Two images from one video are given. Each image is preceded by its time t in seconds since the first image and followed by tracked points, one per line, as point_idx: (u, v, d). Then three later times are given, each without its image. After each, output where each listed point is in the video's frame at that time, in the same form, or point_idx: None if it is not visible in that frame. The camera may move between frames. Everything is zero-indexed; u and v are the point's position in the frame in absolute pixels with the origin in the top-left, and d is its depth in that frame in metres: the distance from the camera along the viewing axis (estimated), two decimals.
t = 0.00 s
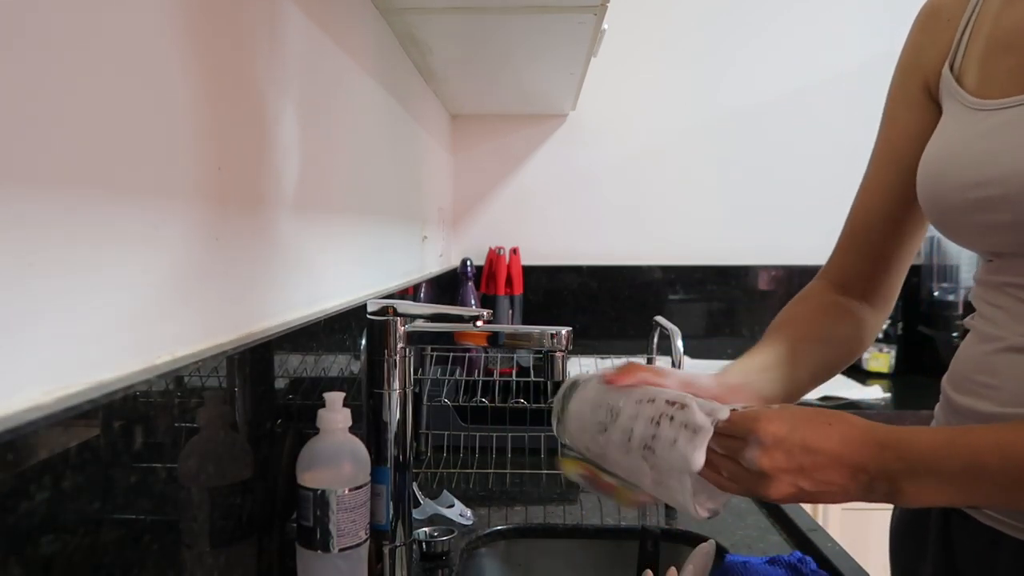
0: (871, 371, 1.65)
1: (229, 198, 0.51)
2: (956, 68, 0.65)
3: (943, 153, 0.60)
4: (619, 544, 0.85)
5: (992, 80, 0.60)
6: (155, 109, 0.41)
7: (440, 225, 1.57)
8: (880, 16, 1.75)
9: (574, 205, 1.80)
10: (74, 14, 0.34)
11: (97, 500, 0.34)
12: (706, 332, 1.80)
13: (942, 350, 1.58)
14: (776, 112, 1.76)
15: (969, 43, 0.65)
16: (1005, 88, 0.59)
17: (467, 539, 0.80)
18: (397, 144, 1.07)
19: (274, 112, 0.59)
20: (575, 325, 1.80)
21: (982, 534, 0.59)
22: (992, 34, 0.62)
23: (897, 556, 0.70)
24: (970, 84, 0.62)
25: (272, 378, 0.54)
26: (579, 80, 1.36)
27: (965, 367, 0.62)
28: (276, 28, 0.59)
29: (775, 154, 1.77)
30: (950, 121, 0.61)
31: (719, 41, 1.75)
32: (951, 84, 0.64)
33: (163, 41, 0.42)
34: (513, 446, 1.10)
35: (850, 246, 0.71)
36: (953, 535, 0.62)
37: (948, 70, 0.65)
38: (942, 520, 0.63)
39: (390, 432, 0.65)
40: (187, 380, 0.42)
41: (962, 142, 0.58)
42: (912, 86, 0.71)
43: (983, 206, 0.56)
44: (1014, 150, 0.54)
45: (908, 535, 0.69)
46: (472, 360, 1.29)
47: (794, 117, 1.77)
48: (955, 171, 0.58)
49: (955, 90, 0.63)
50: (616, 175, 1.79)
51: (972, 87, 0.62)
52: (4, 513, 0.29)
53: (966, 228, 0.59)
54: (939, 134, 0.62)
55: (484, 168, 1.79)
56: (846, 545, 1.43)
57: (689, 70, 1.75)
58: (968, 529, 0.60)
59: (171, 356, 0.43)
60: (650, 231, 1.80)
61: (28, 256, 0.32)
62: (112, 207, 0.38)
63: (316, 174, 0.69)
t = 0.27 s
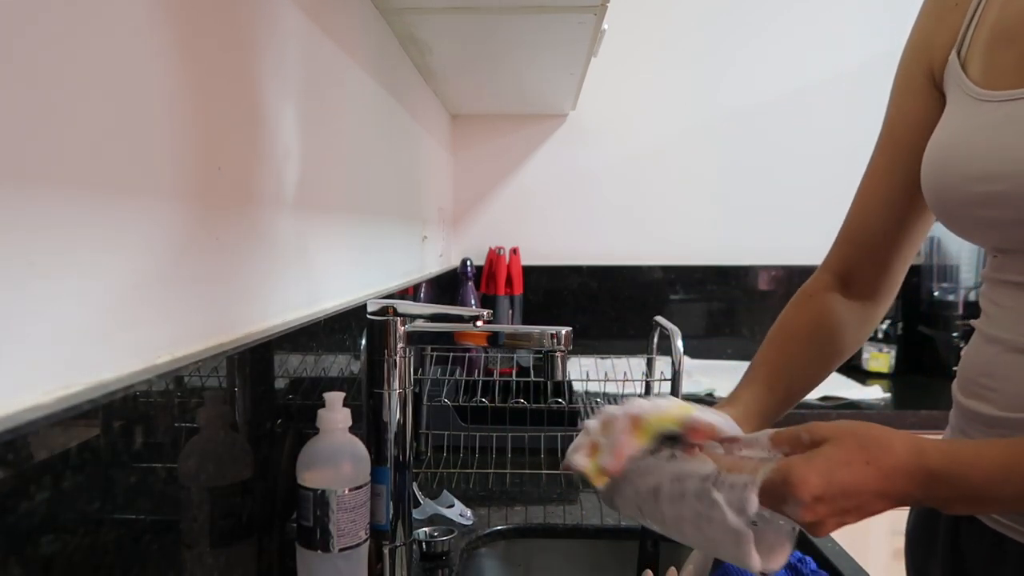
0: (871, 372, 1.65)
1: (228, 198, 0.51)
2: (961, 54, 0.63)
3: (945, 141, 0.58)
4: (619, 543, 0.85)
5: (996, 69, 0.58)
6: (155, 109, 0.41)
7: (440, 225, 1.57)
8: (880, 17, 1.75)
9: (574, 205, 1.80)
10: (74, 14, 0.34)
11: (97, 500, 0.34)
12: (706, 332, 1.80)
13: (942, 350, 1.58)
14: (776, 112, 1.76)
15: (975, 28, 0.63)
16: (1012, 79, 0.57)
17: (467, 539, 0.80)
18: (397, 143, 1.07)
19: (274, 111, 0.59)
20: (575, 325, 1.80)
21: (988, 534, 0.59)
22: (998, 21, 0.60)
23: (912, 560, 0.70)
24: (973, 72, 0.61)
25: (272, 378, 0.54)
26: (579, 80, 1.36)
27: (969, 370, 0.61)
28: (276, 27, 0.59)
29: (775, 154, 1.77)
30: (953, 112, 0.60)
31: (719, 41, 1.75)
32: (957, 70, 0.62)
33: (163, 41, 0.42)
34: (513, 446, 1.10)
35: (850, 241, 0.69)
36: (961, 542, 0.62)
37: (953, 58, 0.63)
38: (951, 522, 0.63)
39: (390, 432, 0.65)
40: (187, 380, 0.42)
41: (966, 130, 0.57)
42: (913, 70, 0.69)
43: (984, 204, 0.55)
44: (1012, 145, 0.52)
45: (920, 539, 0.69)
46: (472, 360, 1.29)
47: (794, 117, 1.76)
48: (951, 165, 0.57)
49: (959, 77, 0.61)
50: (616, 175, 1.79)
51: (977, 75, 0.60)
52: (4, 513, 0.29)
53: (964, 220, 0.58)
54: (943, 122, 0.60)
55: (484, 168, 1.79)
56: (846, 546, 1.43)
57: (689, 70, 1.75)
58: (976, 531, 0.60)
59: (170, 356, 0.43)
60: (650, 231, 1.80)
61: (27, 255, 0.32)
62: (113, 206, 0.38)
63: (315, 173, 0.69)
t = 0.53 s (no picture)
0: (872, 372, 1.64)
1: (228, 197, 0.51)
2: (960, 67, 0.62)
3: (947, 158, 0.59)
4: (619, 543, 0.85)
5: (994, 79, 0.58)
6: (155, 109, 0.41)
7: (440, 225, 1.57)
8: (880, 16, 1.75)
9: (573, 205, 1.80)
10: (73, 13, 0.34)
11: (98, 500, 0.35)
12: (706, 332, 1.80)
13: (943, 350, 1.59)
14: (776, 112, 1.76)
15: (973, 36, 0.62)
16: (1011, 90, 0.57)
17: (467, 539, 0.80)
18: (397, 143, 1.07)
19: (274, 112, 0.59)
20: (575, 325, 1.80)
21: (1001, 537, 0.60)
22: (992, 27, 0.60)
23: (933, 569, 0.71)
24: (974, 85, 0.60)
25: (272, 378, 0.54)
26: (579, 80, 1.36)
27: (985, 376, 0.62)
28: (276, 28, 0.59)
29: (775, 154, 1.77)
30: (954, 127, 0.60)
31: (719, 41, 1.75)
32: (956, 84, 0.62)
33: (162, 41, 0.42)
34: (513, 447, 1.10)
35: (869, 257, 0.70)
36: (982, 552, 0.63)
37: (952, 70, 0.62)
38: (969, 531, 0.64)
39: (390, 432, 0.65)
40: (187, 380, 0.42)
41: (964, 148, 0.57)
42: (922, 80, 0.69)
43: (988, 218, 0.55)
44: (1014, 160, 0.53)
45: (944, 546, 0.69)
46: (472, 360, 1.29)
47: (794, 117, 1.76)
48: (952, 179, 0.57)
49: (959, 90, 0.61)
50: (616, 175, 1.79)
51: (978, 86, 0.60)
52: (4, 513, 0.29)
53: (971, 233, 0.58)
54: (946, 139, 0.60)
55: (484, 168, 1.79)
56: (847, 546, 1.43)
57: (689, 70, 1.75)
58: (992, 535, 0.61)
59: (170, 357, 0.43)
60: (650, 231, 1.80)
61: (28, 255, 0.32)
62: (113, 206, 0.38)
63: (315, 174, 0.69)
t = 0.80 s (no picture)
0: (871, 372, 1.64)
1: (228, 198, 0.51)
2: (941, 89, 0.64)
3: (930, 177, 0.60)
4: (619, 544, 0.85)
5: (977, 97, 0.60)
6: (154, 110, 0.41)
7: (440, 225, 1.57)
8: (880, 17, 1.75)
9: (573, 205, 1.80)
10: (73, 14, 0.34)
11: (97, 500, 0.35)
12: (706, 333, 1.80)
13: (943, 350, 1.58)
14: (776, 112, 1.76)
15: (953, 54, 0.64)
16: (993, 107, 0.59)
17: (467, 539, 0.80)
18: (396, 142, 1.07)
19: (274, 113, 0.59)
20: (575, 325, 1.80)
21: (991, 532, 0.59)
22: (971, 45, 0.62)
23: (918, 561, 0.71)
24: (959, 103, 0.62)
25: (272, 378, 0.54)
26: (579, 80, 1.36)
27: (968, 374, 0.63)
28: (276, 28, 0.59)
29: (776, 154, 1.77)
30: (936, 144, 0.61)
31: (719, 41, 1.75)
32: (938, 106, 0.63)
33: (162, 41, 0.42)
34: (513, 447, 1.10)
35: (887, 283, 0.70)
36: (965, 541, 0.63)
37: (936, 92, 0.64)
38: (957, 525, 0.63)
39: (390, 432, 0.65)
40: (187, 380, 0.42)
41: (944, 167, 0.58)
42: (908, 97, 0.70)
43: (971, 228, 0.56)
44: (986, 178, 0.54)
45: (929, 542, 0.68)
46: (472, 360, 1.29)
47: (794, 117, 1.76)
48: (940, 192, 0.59)
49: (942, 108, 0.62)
50: (616, 175, 1.79)
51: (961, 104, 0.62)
52: (4, 513, 0.29)
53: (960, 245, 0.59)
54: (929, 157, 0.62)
55: (484, 168, 1.79)
56: (847, 546, 1.43)
57: (689, 70, 1.75)
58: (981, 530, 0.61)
59: (171, 357, 0.43)
60: (650, 231, 1.80)
61: (28, 255, 0.32)
62: (113, 207, 0.38)
63: (315, 174, 0.69)
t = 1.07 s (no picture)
0: (872, 372, 1.64)
1: (228, 198, 0.51)
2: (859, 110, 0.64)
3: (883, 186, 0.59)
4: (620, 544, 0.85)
5: (910, 117, 0.59)
6: (155, 110, 0.41)
7: (440, 225, 1.57)
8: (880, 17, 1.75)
9: (573, 206, 1.80)
10: (75, 14, 0.34)
11: (98, 500, 0.35)
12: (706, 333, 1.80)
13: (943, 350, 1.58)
14: (775, 112, 1.76)
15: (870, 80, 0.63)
16: (927, 125, 0.58)
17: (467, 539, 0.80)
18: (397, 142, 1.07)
19: (274, 114, 0.59)
20: (575, 325, 1.80)
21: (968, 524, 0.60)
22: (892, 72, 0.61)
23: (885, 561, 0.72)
24: (891, 126, 0.61)
25: (272, 378, 0.54)
26: (579, 80, 1.35)
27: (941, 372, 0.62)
28: (276, 29, 0.59)
29: (776, 154, 1.77)
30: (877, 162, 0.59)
31: (719, 41, 1.75)
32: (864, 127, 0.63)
33: (163, 42, 0.42)
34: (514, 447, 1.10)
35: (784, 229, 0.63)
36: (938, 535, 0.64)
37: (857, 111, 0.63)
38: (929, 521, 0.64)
39: (390, 432, 0.65)
40: (187, 380, 0.42)
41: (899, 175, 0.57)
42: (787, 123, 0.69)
43: (932, 235, 0.55)
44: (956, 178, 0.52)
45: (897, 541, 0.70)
46: (472, 359, 1.29)
47: (794, 117, 1.77)
48: (896, 203, 0.57)
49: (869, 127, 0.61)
50: (616, 175, 1.79)
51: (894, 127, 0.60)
52: (4, 513, 0.29)
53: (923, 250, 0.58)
54: (869, 174, 0.61)
55: (484, 168, 1.79)
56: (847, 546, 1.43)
57: (689, 70, 1.76)
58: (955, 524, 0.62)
59: (171, 357, 0.43)
60: (650, 232, 1.80)
61: (30, 255, 0.32)
62: (115, 207, 0.38)
63: (315, 174, 0.69)
